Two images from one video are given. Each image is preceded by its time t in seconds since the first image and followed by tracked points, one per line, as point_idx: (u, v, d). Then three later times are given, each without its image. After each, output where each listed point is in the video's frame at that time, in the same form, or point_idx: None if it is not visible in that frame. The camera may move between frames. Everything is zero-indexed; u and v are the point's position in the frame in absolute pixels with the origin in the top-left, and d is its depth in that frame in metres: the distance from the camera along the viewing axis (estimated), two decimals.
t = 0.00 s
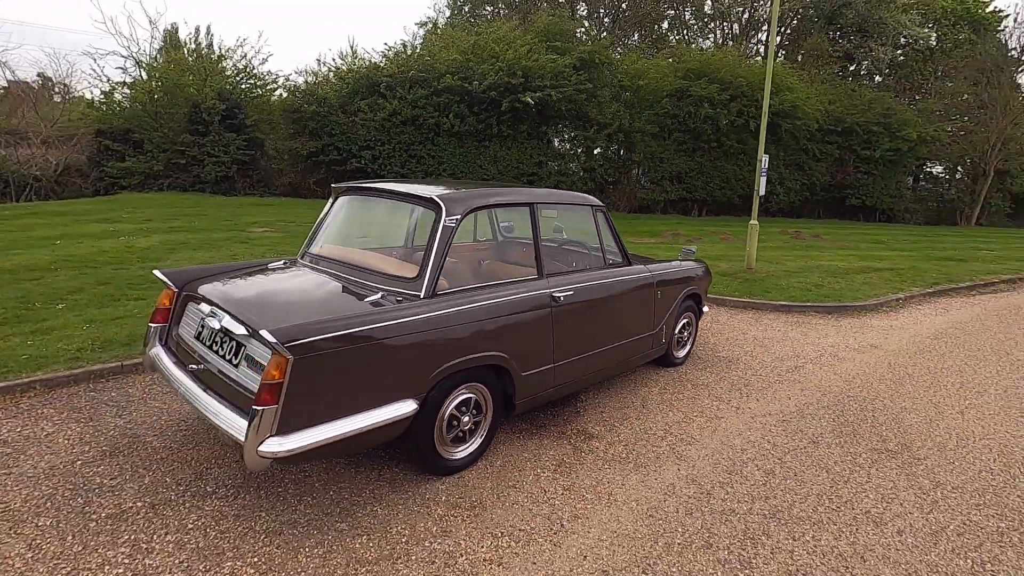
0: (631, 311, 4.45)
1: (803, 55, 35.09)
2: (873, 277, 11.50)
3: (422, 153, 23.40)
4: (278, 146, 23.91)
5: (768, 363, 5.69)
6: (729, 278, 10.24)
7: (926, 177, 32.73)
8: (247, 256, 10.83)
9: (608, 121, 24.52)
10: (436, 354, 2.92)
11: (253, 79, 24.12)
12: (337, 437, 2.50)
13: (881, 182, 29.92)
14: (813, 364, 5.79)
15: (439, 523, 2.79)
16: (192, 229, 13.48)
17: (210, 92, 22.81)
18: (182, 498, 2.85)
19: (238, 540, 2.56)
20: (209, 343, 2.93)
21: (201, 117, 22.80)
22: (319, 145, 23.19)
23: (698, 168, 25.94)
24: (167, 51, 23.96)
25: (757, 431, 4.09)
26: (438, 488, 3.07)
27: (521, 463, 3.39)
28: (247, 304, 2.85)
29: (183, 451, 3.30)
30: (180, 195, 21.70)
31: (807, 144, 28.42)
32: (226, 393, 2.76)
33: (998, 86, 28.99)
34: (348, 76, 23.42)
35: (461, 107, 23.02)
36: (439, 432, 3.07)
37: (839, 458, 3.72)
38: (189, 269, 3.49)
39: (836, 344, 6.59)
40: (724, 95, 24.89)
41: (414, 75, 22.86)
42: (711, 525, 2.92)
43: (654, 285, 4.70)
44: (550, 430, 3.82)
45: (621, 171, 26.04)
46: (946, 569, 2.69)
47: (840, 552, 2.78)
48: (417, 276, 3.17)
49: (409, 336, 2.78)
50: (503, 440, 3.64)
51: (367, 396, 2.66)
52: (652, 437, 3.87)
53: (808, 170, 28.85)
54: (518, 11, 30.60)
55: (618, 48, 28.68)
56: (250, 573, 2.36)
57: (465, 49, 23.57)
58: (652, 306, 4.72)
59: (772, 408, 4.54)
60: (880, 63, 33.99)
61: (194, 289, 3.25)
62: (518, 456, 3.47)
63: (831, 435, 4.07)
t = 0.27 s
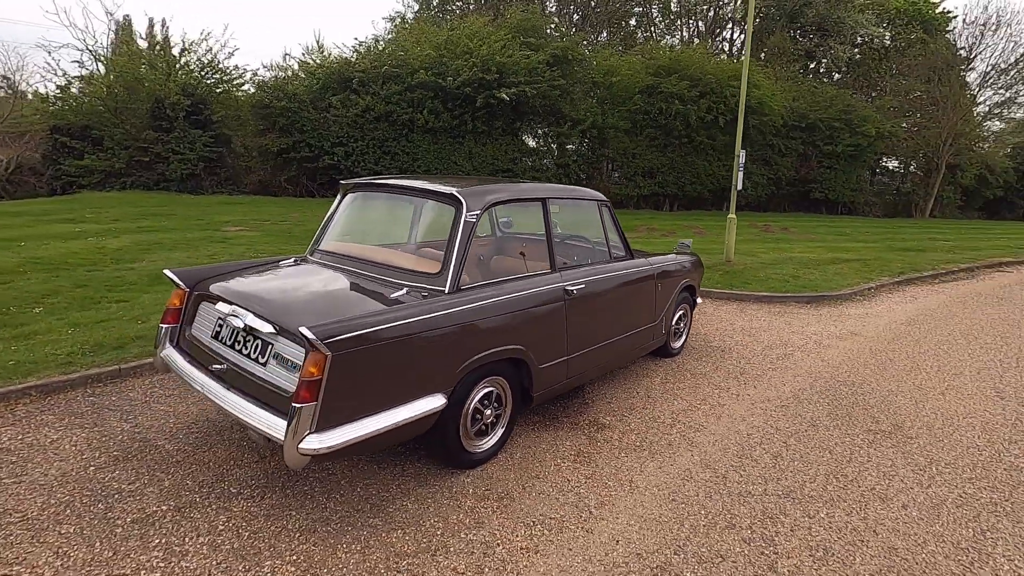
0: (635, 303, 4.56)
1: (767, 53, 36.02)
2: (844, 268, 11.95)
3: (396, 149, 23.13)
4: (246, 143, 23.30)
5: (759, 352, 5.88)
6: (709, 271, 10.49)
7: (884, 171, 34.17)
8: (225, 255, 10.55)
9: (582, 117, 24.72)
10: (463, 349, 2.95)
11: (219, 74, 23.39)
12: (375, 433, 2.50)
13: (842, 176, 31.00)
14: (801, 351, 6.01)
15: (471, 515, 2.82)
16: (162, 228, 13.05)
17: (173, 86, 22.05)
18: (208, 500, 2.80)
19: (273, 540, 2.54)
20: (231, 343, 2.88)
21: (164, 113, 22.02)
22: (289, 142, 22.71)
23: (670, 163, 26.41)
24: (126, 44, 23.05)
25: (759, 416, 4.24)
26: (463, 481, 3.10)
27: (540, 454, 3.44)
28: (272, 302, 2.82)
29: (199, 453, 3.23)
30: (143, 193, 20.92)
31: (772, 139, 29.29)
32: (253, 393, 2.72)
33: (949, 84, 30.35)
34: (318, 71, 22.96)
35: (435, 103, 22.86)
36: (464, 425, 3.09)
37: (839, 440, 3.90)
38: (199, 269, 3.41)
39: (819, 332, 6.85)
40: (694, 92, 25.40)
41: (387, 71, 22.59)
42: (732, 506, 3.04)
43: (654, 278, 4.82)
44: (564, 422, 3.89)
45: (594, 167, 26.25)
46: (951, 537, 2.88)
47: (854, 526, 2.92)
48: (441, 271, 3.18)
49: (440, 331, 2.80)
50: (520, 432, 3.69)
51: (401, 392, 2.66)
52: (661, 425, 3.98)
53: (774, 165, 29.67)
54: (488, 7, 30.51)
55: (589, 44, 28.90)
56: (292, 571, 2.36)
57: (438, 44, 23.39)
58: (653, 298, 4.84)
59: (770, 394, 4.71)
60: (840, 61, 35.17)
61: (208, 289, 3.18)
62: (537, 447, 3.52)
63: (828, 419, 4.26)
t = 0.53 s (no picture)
0: (633, 299, 4.69)
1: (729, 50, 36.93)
2: (812, 260, 12.43)
3: (367, 146, 22.85)
4: (210, 140, 22.59)
5: (745, 342, 6.11)
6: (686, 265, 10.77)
7: (839, 166, 35.58)
8: (200, 256, 10.26)
9: (553, 113, 24.87)
10: (486, 347, 3.01)
11: (179, 68, 22.58)
12: (409, 431, 2.54)
13: (803, 171, 32.08)
14: (784, 341, 6.26)
15: (498, 509, 2.89)
16: (128, 229, 12.57)
17: (131, 81, 21.20)
18: (233, 506, 2.78)
19: (308, 543, 2.55)
20: (252, 347, 2.86)
21: (122, 109, 21.14)
22: (256, 138, 22.16)
23: (639, 159, 26.87)
24: (78, 36, 22.02)
25: (755, 404, 4.43)
26: (485, 477, 3.16)
27: (556, 447, 3.53)
28: (297, 304, 2.80)
29: (215, 459, 3.20)
30: (102, 193, 20.06)
31: (737, 135, 30.18)
32: (279, 396, 2.71)
33: (900, 81, 31.75)
34: (284, 66, 22.44)
35: (406, 98, 22.64)
36: (485, 422, 3.16)
37: (832, 424, 4.11)
38: (208, 272, 3.35)
39: (798, 322, 7.15)
40: (661, 88, 25.93)
41: (356, 66, 22.25)
42: (744, 489, 3.19)
43: (650, 274, 4.97)
44: (572, 415, 3.99)
45: (565, 162, 26.41)
46: (944, 509, 3.10)
47: (857, 504, 3.11)
48: (461, 269, 3.22)
49: (465, 330, 2.85)
50: (532, 427, 3.77)
51: (431, 391, 2.70)
52: (665, 416, 4.12)
53: (738, 160, 30.51)
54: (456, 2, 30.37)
55: (558, 41, 29.09)
56: (334, 571, 2.38)
57: (408, 39, 23.15)
58: (649, 293, 4.99)
59: (762, 383, 4.91)
60: (798, 59, 36.36)
61: (221, 293, 3.14)
62: (551, 441, 3.61)
63: (819, 405, 4.48)
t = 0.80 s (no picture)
0: (631, 295, 4.77)
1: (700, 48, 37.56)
2: (788, 253, 12.77)
3: (342, 145, 22.54)
4: (179, 139, 21.95)
5: (735, 335, 6.26)
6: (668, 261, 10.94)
7: (806, 161, 36.31)
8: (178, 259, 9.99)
9: (530, 111, 24.90)
10: (501, 345, 3.03)
11: (144, 65, 21.85)
12: (433, 431, 2.55)
13: (773, 166, 32.82)
14: (771, 333, 6.43)
15: (518, 505, 2.91)
16: (99, 232, 12.16)
17: (94, 79, 20.44)
18: (251, 511, 2.75)
19: (332, 546, 2.53)
20: (267, 350, 2.83)
21: (84, 107, 20.35)
22: (228, 137, 21.62)
23: (616, 156, 27.14)
24: (35, 32, 21.10)
25: (752, 395, 4.55)
26: (501, 474, 3.19)
27: (566, 443, 3.57)
28: (313, 306, 2.78)
29: (226, 465, 3.15)
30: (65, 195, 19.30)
31: (709, 132, 30.77)
32: (298, 399, 2.68)
33: (863, 79, 32.78)
34: (256, 63, 21.94)
35: (382, 96, 22.40)
36: (500, 420, 3.18)
37: (827, 413, 4.25)
38: (213, 276, 3.29)
39: (783, 315, 7.35)
40: (636, 86, 26.29)
41: (331, 63, 21.92)
42: (751, 477, 3.29)
43: (646, 270, 5.06)
44: (578, 411, 4.04)
45: (542, 160, 26.36)
46: (940, 490, 3.26)
47: (860, 488, 3.24)
48: (474, 268, 3.22)
49: (483, 328, 2.87)
50: (540, 423, 3.80)
51: (452, 390, 2.71)
52: (668, 409, 4.20)
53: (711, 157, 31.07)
54: None
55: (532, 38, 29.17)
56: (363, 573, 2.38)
57: (383, 37, 22.89)
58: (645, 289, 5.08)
59: (756, 375, 5.04)
60: (766, 57, 37.20)
61: (230, 296, 3.09)
62: (561, 437, 3.65)
63: (812, 394, 4.63)
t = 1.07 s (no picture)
0: (626, 287, 4.84)
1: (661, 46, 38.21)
2: (758, 244, 13.15)
3: (309, 145, 22.07)
4: (134, 141, 21.03)
5: (721, 324, 6.41)
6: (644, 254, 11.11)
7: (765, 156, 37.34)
8: (145, 265, 9.57)
9: (499, 108, 24.87)
10: (517, 339, 3.02)
11: (95, 64, 20.84)
12: (460, 428, 2.52)
13: (736, 160, 33.68)
14: (755, 322, 6.61)
15: (540, 499, 2.91)
16: (55, 239, 11.55)
17: (40, 78, 19.36)
18: (268, 519, 2.67)
19: (359, 549, 2.48)
20: (279, 353, 2.75)
21: (30, 108, 19.24)
22: (187, 138, 20.85)
23: (584, 152, 27.41)
24: None
25: (748, 381, 4.67)
26: (518, 468, 3.19)
27: (577, 436, 3.59)
28: (328, 306, 2.71)
29: (234, 473, 3.05)
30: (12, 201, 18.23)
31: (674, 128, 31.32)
32: (317, 401, 2.61)
33: (818, 75, 33.98)
34: (216, 61, 21.22)
35: (349, 95, 22.00)
36: (515, 414, 3.18)
37: (820, 397, 4.39)
38: (213, 278, 3.18)
39: (762, 303, 7.56)
40: (603, 83, 26.58)
41: (294, 61, 21.39)
42: (760, 461, 3.38)
43: (639, 262, 5.15)
44: (584, 403, 4.06)
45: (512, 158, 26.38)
46: (935, 463, 3.41)
47: (863, 466, 3.36)
48: (486, 264, 3.19)
49: (501, 323, 2.86)
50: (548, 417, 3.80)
51: (474, 386, 2.69)
52: (670, 398, 4.26)
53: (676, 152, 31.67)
54: None
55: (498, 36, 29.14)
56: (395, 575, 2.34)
57: (348, 34, 22.49)
58: (638, 281, 5.17)
59: (747, 362, 5.17)
60: (725, 54, 38.15)
61: (234, 299, 2.99)
62: (571, 430, 3.67)
63: (803, 379, 4.77)
